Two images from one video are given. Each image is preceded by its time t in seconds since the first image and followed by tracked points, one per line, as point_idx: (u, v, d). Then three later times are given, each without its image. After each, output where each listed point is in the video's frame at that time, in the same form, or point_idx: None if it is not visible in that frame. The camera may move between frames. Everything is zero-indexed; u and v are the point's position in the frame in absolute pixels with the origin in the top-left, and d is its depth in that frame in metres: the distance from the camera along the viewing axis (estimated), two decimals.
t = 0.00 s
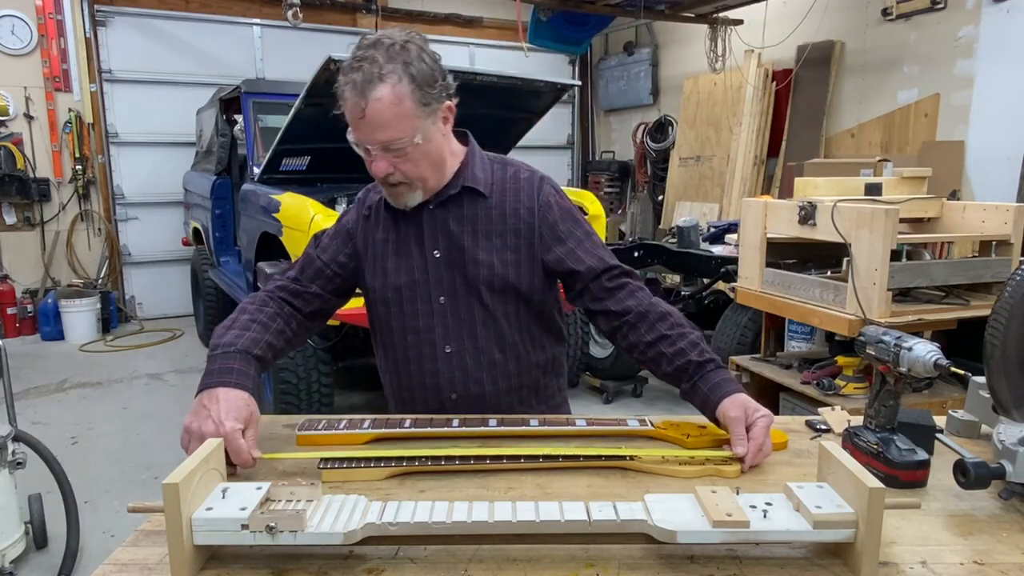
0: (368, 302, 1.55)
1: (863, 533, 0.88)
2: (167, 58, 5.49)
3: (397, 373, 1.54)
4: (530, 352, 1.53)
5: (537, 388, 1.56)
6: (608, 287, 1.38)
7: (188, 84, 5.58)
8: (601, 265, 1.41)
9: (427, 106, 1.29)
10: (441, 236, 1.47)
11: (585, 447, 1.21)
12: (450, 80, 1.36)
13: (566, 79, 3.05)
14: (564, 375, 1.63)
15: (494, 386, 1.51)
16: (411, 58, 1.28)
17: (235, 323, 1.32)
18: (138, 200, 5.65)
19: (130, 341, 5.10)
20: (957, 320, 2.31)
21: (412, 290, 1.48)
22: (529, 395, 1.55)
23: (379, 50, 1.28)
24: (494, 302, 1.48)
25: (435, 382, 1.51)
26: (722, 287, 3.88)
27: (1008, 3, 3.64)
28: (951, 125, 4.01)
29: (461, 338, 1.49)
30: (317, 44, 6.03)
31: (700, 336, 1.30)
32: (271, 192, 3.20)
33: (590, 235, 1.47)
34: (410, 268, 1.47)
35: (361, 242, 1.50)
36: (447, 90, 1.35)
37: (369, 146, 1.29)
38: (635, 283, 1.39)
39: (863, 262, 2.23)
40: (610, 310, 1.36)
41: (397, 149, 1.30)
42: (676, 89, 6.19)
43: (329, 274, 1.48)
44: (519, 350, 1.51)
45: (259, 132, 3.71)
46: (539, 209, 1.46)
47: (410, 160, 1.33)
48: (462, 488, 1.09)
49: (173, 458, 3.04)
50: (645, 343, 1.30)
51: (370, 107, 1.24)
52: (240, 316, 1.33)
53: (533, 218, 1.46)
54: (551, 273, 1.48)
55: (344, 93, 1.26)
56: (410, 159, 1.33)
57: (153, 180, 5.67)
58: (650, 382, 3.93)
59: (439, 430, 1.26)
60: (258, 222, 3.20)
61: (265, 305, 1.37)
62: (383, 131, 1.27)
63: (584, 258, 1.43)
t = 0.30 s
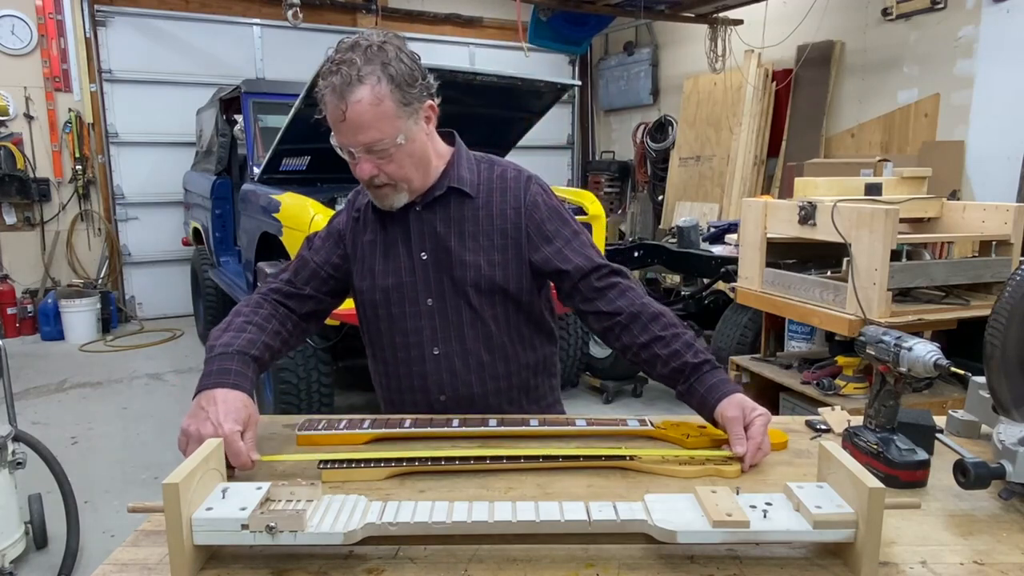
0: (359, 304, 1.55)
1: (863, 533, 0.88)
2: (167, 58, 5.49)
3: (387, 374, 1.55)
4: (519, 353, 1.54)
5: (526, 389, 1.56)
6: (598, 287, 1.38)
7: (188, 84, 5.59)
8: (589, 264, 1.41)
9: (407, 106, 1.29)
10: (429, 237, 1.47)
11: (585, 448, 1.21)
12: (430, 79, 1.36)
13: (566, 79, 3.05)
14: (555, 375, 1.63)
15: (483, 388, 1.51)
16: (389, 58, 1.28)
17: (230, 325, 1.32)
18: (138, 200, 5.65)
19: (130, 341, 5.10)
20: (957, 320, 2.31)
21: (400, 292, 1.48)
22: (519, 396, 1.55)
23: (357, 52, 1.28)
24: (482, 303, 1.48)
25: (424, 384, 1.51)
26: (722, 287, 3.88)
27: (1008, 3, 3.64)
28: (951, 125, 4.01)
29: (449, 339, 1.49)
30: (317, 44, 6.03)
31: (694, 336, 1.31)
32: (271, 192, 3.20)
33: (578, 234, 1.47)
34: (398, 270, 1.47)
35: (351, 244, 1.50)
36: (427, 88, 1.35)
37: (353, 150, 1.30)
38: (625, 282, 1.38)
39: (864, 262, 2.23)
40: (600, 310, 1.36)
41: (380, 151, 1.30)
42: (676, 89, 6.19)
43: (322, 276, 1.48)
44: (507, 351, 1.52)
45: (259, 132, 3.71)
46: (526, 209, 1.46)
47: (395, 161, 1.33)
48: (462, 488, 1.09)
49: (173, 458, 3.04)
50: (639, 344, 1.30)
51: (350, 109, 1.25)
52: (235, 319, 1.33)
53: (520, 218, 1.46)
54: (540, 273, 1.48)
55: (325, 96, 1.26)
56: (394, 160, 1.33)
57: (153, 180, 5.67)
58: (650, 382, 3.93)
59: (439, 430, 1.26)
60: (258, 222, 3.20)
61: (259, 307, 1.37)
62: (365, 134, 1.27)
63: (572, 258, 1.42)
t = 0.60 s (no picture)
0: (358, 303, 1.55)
1: (863, 533, 0.88)
2: (167, 58, 5.49)
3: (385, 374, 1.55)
4: (518, 354, 1.54)
5: (524, 390, 1.57)
6: (598, 288, 1.37)
7: (189, 84, 5.59)
8: (589, 265, 1.40)
9: (414, 105, 1.29)
10: (430, 237, 1.47)
11: (585, 447, 1.21)
12: (436, 79, 1.37)
13: (566, 79, 3.05)
14: (552, 377, 1.64)
15: (481, 390, 1.52)
16: (397, 57, 1.28)
17: (230, 325, 1.32)
18: (138, 200, 5.65)
19: (130, 341, 5.10)
20: (957, 320, 2.31)
21: (400, 292, 1.48)
22: (517, 397, 1.56)
23: (365, 49, 1.27)
24: (482, 304, 1.48)
25: (423, 384, 1.52)
26: (722, 287, 3.88)
27: (1008, 3, 3.64)
28: (951, 125, 4.01)
29: (448, 340, 1.49)
30: (317, 44, 6.03)
31: (695, 337, 1.31)
32: (271, 192, 3.20)
33: (578, 235, 1.47)
34: (398, 270, 1.47)
35: (351, 244, 1.50)
36: (433, 89, 1.35)
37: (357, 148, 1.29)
38: (625, 283, 1.38)
39: (863, 262, 2.24)
40: (601, 311, 1.36)
41: (385, 150, 1.30)
42: (676, 89, 6.19)
43: (323, 276, 1.48)
44: (506, 353, 1.52)
45: (259, 132, 3.71)
46: (527, 210, 1.46)
47: (400, 160, 1.33)
48: (462, 488, 1.09)
49: (173, 458, 3.04)
50: (639, 345, 1.30)
51: (357, 107, 1.24)
52: (235, 318, 1.33)
53: (521, 219, 1.46)
54: (540, 274, 1.48)
55: (332, 93, 1.26)
56: (399, 158, 1.33)
57: (153, 180, 5.67)
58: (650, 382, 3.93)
59: (439, 430, 1.26)
60: (258, 222, 3.20)
61: (259, 306, 1.37)
62: (371, 132, 1.27)
63: (572, 260, 1.42)
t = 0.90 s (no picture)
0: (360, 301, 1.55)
1: (863, 533, 0.88)
2: (167, 58, 5.49)
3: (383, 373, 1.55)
4: (517, 356, 1.54)
5: (522, 391, 1.57)
6: (600, 289, 1.37)
7: (189, 84, 5.59)
8: (592, 267, 1.40)
9: (430, 99, 1.29)
10: (433, 236, 1.47)
11: (585, 447, 1.21)
12: (448, 76, 1.37)
13: (566, 79, 3.05)
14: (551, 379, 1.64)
15: (479, 390, 1.52)
16: (414, 51, 1.28)
17: (233, 324, 1.32)
18: (138, 200, 5.65)
19: (130, 341, 5.10)
20: (957, 320, 2.31)
21: (402, 291, 1.48)
22: (514, 399, 1.56)
23: (383, 43, 1.27)
24: (483, 304, 1.48)
25: (421, 384, 1.52)
26: (723, 287, 3.88)
27: (1008, 3, 3.64)
28: (951, 125, 4.01)
29: (448, 340, 1.50)
30: (317, 44, 6.03)
31: (696, 338, 1.30)
32: (272, 192, 3.20)
33: (582, 237, 1.47)
34: (401, 268, 1.47)
35: (354, 242, 1.50)
36: (446, 85, 1.36)
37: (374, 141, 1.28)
38: (627, 285, 1.38)
39: (864, 262, 2.24)
40: (602, 312, 1.36)
41: (402, 143, 1.29)
42: (676, 89, 6.19)
43: (325, 274, 1.48)
44: (505, 354, 1.52)
45: (259, 132, 3.71)
46: (531, 212, 1.47)
47: (414, 154, 1.33)
48: (462, 488, 1.09)
49: (173, 458, 3.04)
50: (641, 345, 1.30)
51: (377, 99, 1.23)
52: (238, 317, 1.33)
53: (526, 220, 1.47)
54: (542, 275, 1.48)
55: (350, 85, 1.24)
56: (414, 153, 1.33)
57: (153, 180, 5.67)
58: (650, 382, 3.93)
59: (439, 430, 1.26)
60: (258, 222, 3.20)
61: (262, 305, 1.37)
62: (389, 124, 1.26)
63: (575, 261, 1.42)
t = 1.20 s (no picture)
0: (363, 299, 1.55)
1: (863, 533, 0.88)
2: (167, 58, 5.49)
3: (385, 370, 1.55)
4: (519, 356, 1.55)
5: (522, 392, 1.58)
6: (605, 291, 1.39)
7: (189, 84, 5.59)
8: (597, 268, 1.42)
9: (451, 97, 1.30)
10: (441, 235, 1.48)
11: (585, 447, 1.21)
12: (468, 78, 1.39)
13: (566, 79, 3.05)
14: (550, 382, 1.65)
15: (481, 390, 1.53)
16: (439, 49, 1.29)
17: (237, 322, 1.31)
18: (138, 200, 5.65)
19: (130, 341, 5.10)
20: (957, 320, 2.31)
21: (409, 288, 1.49)
22: (515, 399, 1.57)
23: (409, 39, 1.28)
24: (489, 304, 1.49)
25: (424, 382, 1.52)
26: (723, 287, 3.88)
27: (1008, 3, 3.64)
28: (951, 125, 4.01)
29: (453, 339, 1.51)
30: (317, 44, 6.03)
31: (697, 338, 1.31)
32: (271, 192, 3.20)
33: (587, 241, 1.50)
34: (407, 266, 1.48)
35: (360, 239, 1.50)
36: (466, 86, 1.37)
37: (393, 134, 1.27)
38: (631, 287, 1.39)
39: (864, 262, 2.23)
40: (607, 313, 1.37)
41: (421, 138, 1.29)
42: (676, 89, 6.19)
43: (329, 271, 1.47)
44: (508, 354, 1.53)
45: (259, 132, 3.71)
46: (539, 214, 1.49)
47: (432, 150, 1.33)
48: (462, 488, 1.09)
49: (173, 458, 3.04)
50: (643, 346, 1.31)
51: (401, 92, 1.23)
52: (241, 315, 1.32)
53: (533, 222, 1.49)
54: (547, 277, 1.50)
55: (374, 77, 1.24)
56: (432, 149, 1.32)
57: (153, 180, 5.67)
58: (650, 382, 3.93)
59: (439, 429, 1.26)
60: (258, 222, 3.20)
61: (266, 303, 1.36)
62: (411, 118, 1.26)
63: (580, 263, 1.44)
